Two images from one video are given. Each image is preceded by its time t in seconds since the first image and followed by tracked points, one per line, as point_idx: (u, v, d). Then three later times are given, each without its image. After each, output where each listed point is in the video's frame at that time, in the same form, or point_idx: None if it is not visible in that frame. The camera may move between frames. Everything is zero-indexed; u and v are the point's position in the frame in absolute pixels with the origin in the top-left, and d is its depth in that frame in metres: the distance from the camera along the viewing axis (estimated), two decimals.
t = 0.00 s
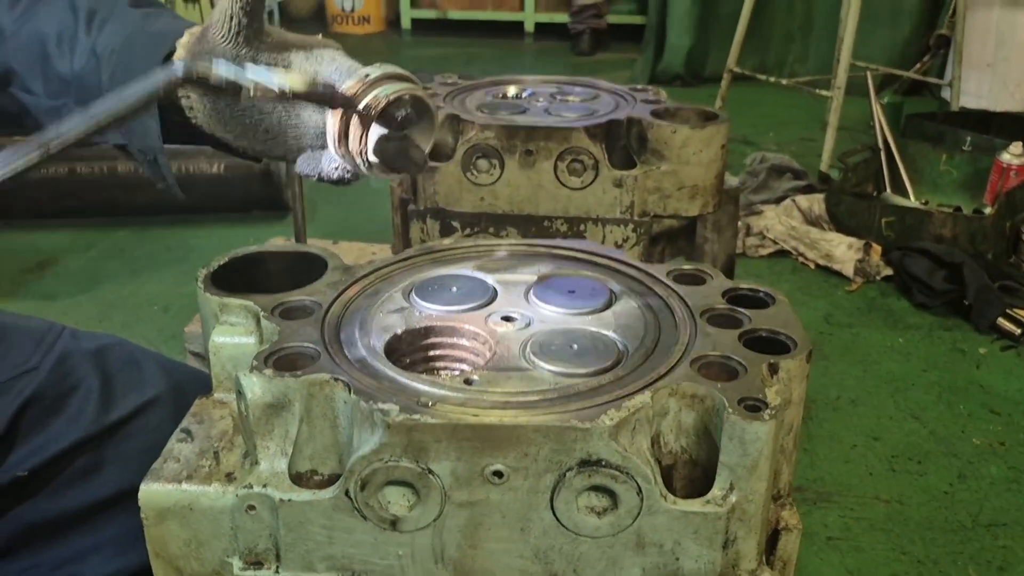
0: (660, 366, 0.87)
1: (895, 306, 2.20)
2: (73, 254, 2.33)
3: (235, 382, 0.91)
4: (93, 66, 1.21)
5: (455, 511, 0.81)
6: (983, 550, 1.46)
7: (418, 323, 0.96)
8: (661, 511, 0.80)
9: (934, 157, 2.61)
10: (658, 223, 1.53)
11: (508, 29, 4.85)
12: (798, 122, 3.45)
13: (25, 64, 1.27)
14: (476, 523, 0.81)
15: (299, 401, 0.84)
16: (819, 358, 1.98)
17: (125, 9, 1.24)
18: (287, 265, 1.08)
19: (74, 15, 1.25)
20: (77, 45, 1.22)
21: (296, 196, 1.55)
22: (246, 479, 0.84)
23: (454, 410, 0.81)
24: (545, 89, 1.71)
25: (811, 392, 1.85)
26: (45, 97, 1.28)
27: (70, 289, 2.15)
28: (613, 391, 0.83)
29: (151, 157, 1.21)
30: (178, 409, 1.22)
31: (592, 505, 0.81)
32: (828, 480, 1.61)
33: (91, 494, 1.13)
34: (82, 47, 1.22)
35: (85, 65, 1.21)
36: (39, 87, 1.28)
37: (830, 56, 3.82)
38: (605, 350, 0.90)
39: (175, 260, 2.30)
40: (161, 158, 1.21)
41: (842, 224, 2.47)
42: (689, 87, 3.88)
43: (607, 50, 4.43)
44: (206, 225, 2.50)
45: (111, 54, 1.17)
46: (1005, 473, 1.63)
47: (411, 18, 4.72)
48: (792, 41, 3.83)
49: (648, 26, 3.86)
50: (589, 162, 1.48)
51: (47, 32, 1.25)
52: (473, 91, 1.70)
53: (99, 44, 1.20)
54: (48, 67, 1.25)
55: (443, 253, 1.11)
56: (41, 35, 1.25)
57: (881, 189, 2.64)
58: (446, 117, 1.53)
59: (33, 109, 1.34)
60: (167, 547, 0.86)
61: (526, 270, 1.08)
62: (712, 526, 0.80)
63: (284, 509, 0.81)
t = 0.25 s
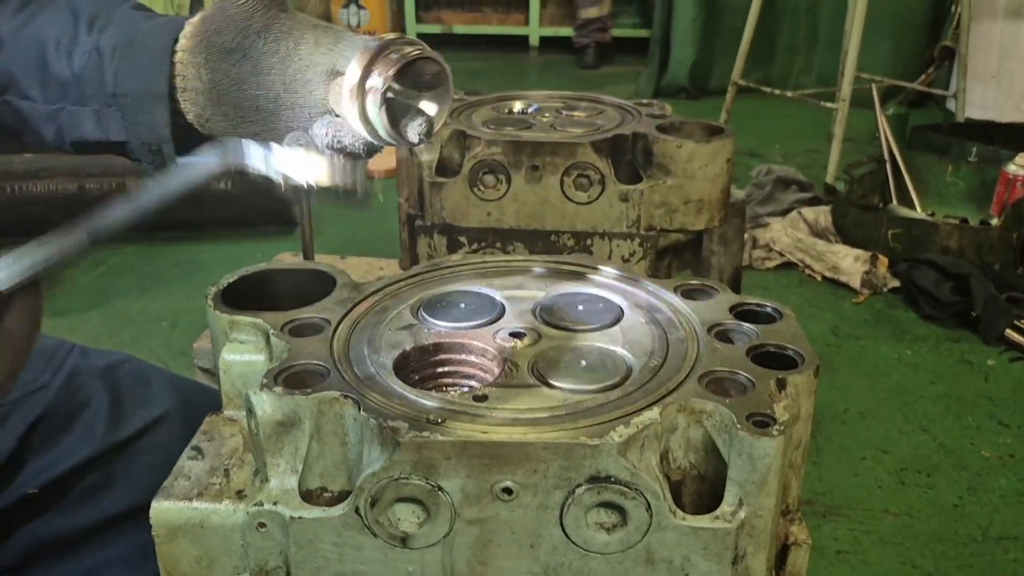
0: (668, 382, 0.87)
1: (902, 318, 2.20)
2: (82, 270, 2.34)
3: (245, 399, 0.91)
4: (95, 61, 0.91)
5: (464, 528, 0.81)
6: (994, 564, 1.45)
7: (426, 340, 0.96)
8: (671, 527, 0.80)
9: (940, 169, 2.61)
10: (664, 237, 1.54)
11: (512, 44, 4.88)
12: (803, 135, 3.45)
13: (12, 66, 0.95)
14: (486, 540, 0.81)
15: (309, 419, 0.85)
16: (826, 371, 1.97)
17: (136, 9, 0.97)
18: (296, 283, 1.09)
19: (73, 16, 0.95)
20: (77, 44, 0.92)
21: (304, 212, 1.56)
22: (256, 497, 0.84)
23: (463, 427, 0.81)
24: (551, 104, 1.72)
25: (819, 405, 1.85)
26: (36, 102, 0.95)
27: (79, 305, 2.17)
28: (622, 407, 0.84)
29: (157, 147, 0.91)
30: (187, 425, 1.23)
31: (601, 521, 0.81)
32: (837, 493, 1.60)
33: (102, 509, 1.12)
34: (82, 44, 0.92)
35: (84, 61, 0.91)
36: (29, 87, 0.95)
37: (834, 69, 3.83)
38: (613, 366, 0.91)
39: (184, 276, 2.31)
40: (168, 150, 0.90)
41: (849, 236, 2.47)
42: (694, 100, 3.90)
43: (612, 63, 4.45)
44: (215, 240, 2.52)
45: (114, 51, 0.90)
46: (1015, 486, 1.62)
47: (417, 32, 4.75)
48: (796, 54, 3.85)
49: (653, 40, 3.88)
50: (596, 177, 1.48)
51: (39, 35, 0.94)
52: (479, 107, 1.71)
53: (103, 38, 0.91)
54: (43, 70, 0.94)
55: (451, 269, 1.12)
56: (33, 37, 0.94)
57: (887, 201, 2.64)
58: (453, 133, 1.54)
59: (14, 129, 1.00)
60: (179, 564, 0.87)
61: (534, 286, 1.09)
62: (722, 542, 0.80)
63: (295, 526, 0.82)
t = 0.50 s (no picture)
0: (677, 400, 0.87)
1: (911, 331, 2.19)
2: (91, 289, 2.35)
3: (255, 420, 0.92)
4: (93, 84, 1.05)
5: (474, 548, 0.81)
6: None
7: (435, 360, 0.97)
8: (681, 546, 0.80)
9: (948, 182, 2.60)
10: (672, 253, 1.54)
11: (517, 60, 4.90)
12: (809, 148, 3.46)
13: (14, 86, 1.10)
14: (496, 559, 0.81)
15: (319, 439, 0.85)
16: (836, 385, 1.97)
17: (135, 40, 1.13)
18: (305, 303, 1.09)
19: (76, 43, 1.12)
20: (76, 67, 1.08)
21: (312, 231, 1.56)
22: (266, 517, 0.85)
23: (473, 447, 0.81)
24: (558, 121, 1.73)
25: (829, 419, 1.84)
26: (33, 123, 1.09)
27: (89, 324, 2.18)
28: (631, 426, 0.84)
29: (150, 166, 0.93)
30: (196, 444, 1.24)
31: (612, 541, 0.80)
32: (849, 509, 1.59)
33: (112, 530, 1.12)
34: (80, 68, 1.08)
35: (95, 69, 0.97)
36: (27, 110, 1.10)
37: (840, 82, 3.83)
38: (622, 385, 0.91)
39: (192, 295, 2.32)
40: (162, 167, 0.93)
41: (857, 249, 2.47)
42: (700, 114, 3.90)
43: (618, 78, 4.46)
44: (224, 258, 2.53)
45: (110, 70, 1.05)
46: None
47: (424, 49, 4.77)
48: (802, 67, 3.86)
49: (658, 55, 3.89)
50: (603, 194, 1.49)
51: (43, 57, 1.10)
52: (486, 124, 1.71)
53: (101, 62, 1.07)
54: (41, 93, 1.09)
55: (459, 288, 1.12)
56: (37, 58, 1.10)
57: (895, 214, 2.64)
58: (459, 151, 1.55)
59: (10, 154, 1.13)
60: None
61: (542, 304, 1.09)
62: (733, 560, 0.80)
63: (305, 546, 0.82)
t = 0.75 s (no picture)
0: (683, 414, 0.87)
1: (919, 342, 2.19)
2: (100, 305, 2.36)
3: (261, 436, 0.92)
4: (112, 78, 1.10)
5: (481, 563, 0.81)
6: None
7: (441, 374, 0.97)
8: (688, 561, 0.79)
9: (954, 191, 2.60)
10: (677, 265, 1.54)
11: (523, 73, 4.92)
12: (815, 159, 3.46)
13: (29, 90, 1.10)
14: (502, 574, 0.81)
15: (325, 455, 0.85)
16: (844, 397, 1.96)
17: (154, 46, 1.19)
18: (311, 319, 1.10)
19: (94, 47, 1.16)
20: (94, 68, 1.12)
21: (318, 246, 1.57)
22: (273, 533, 0.85)
23: (479, 461, 0.81)
24: (562, 134, 1.74)
25: (837, 431, 1.84)
26: (48, 128, 1.10)
27: (97, 340, 2.18)
28: (636, 440, 0.84)
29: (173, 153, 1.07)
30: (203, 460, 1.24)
31: (618, 555, 0.80)
32: (858, 521, 1.59)
33: (118, 547, 1.13)
34: (103, 65, 1.12)
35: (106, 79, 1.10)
36: (42, 113, 1.11)
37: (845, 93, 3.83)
38: (627, 398, 0.91)
39: (200, 310, 2.33)
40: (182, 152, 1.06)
41: (864, 260, 2.46)
42: (706, 126, 3.91)
43: (623, 91, 4.47)
44: (231, 273, 2.54)
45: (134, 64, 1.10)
46: None
47: (429, 64, 4.80)
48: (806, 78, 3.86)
49: (662, 67, 3.90)
50: (608, 207, 1.49)
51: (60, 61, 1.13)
52: (491, 138, 1.72)
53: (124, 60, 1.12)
54: (59, 95, 1.11)
55: (465, 302, 1.13)
56: (53, 64, 1.13)
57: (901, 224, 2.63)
58: (465, 166, 1.55)
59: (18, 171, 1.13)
60: None
61: (547, 318, 1.09)
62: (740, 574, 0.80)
63: (312, 562, 0.82)
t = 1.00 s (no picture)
0: (691, 430, 0.87)
1: (928, 355, 2.18)
2: (109, 323, 2.37)
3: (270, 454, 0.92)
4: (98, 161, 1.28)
5: None
6: None
7: (449, 392, 0.97)
8: None
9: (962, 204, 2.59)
10: (684, 280, 1.54)
11: (529, 89, 4.94)
12: (822, 172, 3.46)
13: (19, 159, 1.33)
14: None
15: (334, 472, 0.85)
16: (853, 411, 1.96)
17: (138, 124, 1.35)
18: (321, 336, 1.10)
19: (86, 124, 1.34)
20: (82, 147, 1.30)
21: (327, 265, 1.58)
22: (282, 551, 0.85)
23: (486, 478, 0.81)
24: (569, 150, 1.74)
25: (847, 445, 1.83)
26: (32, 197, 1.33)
27: (107, 357, 2.19)
28: (645, 456, 0.84)
29: (150, 245, 1.25)
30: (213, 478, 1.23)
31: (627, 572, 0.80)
32: (869, 536, 1.58)
33: (127, 565, 1.13)
34: (88, 146, 1.29)
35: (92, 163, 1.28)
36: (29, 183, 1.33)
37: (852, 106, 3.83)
38: (635, 414, 0.91)
39: (209, 328, 2.34)
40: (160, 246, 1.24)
41: (872, 273, 2.46)
42: (712, 140, 3.92)
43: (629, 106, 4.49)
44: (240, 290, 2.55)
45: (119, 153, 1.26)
46: None
47: (436, 80, 4.82)
48: (812, 92, 3.87)
49: (668, 82, 3.92)
50: (615, 223, 1.49)
51: (51, 135, 1.32)
52: (498, 155, 1.73)
53: (111, 144, 1.28)
54: (44, 167, 1.32)
55: (473, 319, 1.13)
56: (45, 136, 1.33)
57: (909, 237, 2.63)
58: (472, 183, 1.56)
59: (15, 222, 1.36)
60: None
61: (555, 334, 1.10)
62: None
63: None
